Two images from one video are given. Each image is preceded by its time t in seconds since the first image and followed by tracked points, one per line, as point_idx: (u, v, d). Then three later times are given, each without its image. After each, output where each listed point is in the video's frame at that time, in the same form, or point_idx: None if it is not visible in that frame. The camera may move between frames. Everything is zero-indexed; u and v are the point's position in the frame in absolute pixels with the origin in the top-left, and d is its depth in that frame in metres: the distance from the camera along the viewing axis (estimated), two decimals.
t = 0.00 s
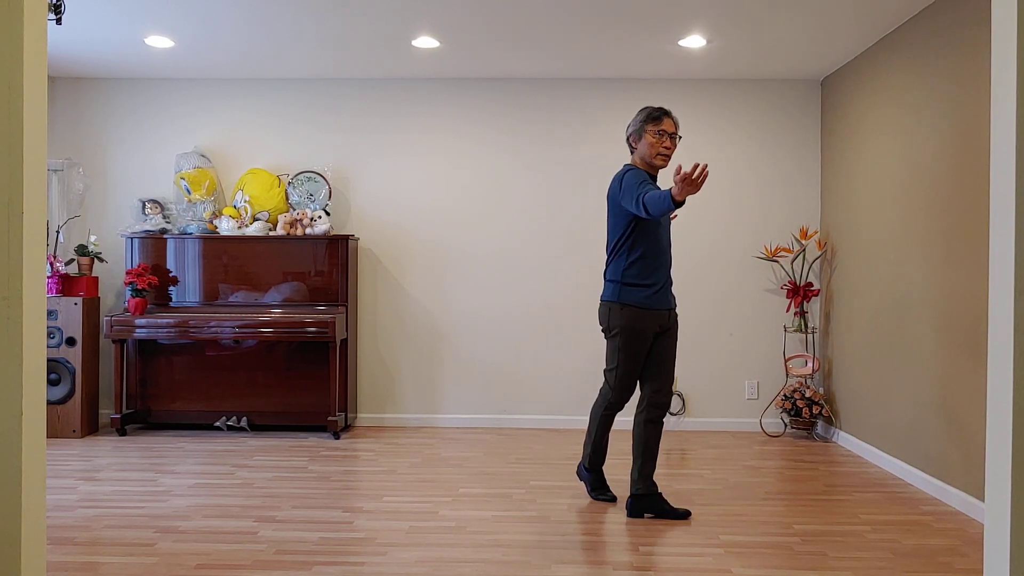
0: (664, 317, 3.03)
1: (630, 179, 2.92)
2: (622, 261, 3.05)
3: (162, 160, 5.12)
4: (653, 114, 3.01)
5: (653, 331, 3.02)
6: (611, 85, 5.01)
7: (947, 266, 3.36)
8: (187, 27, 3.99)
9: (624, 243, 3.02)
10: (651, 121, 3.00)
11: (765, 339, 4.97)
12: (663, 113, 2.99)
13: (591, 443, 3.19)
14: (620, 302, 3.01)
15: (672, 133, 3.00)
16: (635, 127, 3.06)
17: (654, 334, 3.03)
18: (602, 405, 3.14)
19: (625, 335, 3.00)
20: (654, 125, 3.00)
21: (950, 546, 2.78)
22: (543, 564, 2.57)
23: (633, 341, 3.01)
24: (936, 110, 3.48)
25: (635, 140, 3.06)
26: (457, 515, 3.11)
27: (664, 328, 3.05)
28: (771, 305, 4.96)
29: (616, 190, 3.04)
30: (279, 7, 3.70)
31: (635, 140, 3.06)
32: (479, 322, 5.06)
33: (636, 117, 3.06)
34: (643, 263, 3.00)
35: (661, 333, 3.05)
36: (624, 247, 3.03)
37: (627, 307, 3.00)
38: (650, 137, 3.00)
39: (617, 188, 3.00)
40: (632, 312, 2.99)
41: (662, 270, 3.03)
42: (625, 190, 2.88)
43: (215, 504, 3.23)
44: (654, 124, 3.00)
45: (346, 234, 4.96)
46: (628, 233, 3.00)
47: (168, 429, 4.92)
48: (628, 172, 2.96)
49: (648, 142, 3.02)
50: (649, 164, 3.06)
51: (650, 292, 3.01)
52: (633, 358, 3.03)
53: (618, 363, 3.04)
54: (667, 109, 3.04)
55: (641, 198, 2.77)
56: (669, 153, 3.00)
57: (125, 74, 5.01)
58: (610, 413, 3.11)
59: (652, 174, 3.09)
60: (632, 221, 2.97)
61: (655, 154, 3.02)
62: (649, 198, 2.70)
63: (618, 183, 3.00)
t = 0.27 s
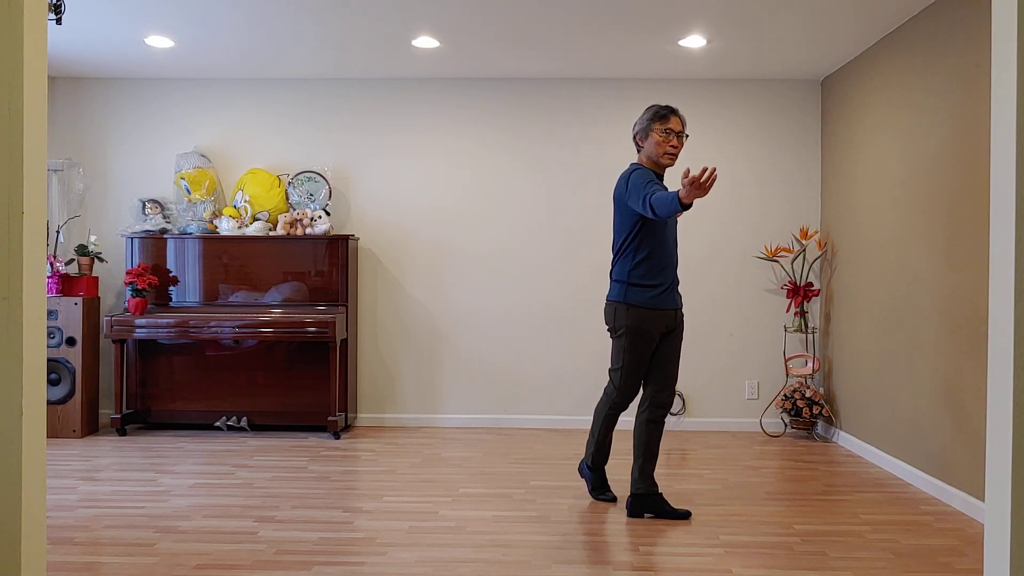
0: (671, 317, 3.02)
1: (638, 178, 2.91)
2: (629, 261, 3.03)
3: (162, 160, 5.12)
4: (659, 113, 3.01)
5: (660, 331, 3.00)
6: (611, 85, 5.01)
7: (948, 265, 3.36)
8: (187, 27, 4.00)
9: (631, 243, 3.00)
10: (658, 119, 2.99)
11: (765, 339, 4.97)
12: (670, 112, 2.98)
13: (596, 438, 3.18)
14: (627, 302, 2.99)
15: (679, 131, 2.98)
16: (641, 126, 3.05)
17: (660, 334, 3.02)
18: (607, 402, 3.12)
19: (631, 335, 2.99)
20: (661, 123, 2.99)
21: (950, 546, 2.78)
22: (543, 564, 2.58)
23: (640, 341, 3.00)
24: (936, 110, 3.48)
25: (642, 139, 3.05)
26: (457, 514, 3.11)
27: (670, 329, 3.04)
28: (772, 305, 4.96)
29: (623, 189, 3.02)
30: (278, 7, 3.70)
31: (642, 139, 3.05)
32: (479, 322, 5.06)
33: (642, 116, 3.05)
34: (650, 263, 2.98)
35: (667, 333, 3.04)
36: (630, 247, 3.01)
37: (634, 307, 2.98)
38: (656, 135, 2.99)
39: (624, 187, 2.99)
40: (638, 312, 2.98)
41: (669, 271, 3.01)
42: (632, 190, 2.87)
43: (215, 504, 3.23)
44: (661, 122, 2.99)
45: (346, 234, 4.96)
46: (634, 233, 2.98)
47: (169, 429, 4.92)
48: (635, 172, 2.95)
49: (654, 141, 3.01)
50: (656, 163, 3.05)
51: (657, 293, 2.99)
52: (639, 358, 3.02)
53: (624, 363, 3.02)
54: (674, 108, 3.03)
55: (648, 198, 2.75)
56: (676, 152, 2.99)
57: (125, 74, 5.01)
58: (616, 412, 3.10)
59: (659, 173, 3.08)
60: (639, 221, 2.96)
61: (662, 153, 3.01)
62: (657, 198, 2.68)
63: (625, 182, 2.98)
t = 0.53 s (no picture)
0: (674, 318, 3.02)
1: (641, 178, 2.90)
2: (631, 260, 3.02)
3: (162, 160, 5.11)
4: (662, 112, 3.00)
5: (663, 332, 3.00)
6: (611, 85, 5.01)
7: (948, 265, 3.36)
8: (187, 27, 3.99)
9: (633, 243, 2.99)
10: (660, 119, 2.99)
11: (765, 339, 4.97)
12: (673, 111, 2.98)
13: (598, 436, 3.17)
14: (629, 303, 2.98)
15: (681, 131, 2.98)
16: (643, 126, 3.05)
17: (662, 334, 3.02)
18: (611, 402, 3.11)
19: (634, 335, 2.98)
20: (664, 123, 2.99)
21: (950, 546, 2.78)
22: (543, 564, 2.57)
23: (643, 342, 2.99)
24: (935, 110, 3.48)
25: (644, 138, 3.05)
26: (457, 514, 3.11)
27: (673, 329, 3.03)
28: (771, 305, 4.95)
29: (624, 190, 3.01)
30: (278, 7, 3.70)
31: (645, 139, 3.05)
32: (479, 322, 5.06)
33: (645, 115, 3.05)
34: (653, 264, 2.97)
35: (669, 333, 3.04)
36: (633, 248, 3.00)
37: (637, 308, 2.97)
38: (659, 135, 2.99)
39: (626, 187, 2.98)
40: (641, 313, 2.97)
41: (672, 270, 3.01)
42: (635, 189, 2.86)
43: (215, 504, 3.23)
44: (664, 122, 2.99)
45: (346, 234, 4.96)
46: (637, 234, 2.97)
47: (168, 429, 4.92)
48: (638, 172, 2.94)
49: (656, 140, 3.00)
50: (658, 163, 3.04)
51: (659, 293, 2.98)
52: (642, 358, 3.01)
53: (628, 363, 3.02)
54: (676, 108, 3.03)
55: (651, 197, 2.75)
56: (678, 151, 2.99)
57: (125, 74, 5.01)
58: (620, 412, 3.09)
59: (661, 173, 3.07)
60: (641, 221, 2.95)
61: (664, 153, 3.00)
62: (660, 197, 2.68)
63: (627, 182, 2.98)
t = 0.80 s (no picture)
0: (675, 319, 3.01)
1: (641, 179, 2.90)
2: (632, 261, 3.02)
3: (162, 160, 5.11)
4: (663, 111, 2.99)
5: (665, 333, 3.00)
6: (611, 85, 5.01)
7: (948, 265, 3.36)
8: (188, 27, 3.99)
9: (635, 244, 2.99)
10: (662, 118, 2.98)
11: (765, 339, 4.97)
12: (674, 111, 2.97)
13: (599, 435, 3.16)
14: (631, 304, 2.98)
15: (682, 130, 2.98)
16: (645, 125, 3.04)
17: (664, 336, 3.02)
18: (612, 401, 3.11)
19: (636, 336, 2.98)
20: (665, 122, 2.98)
21: (950, 546, 2.78)
22: (543, 564, 2.57)
23: (645, 342, 2.99)
24: (935, 111, 3.49)
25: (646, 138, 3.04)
26: (457, 515, 3.11)
27: (675, 329, 3.03)
28: (771, 305, 4.95)
29: (626, 190, 3.01)
30: (278, 7, 3.70)
31: (646, 138, 3.04)
32: (478, 322, 5.06)
33: (647, 114, 3.04)
34: (654, 264, 2.97)
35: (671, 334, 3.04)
36: (634, 249, 3.00)
37: (638, 309, 2.97)
38: (661, 134, 2.98)
39: (627, 188, 2.98)
40: (643, 314, 2.97)
41: (673, 271, 3.00)
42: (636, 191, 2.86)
43: (215, 504, 3.23)
44: (666, 121, 2.98)
45: (346, 234, 4.96)
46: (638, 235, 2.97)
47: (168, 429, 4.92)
48: (639, 173, 2.94)
49: (658, 139, 3.00)
50: (659, 162, 3.04)
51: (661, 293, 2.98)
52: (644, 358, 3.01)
53: (631, 363, 3.01)
54: (677, 106, 3.01)
55: (654, 198, 2.74)
56: (680, 151, 2.99)
57: (125, 74, 5.01)
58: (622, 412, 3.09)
59: (663, 172, 3.07)
60: (642, 222, 2.95)
61: (666, 153, 3.00)
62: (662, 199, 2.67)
63: (628, 183, 2.98)
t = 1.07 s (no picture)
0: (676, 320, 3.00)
1: (646, 182, 2.90)
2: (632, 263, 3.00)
3: (162, 160, 5.12)
4: (671, 112, 2.99)
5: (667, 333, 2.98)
6: (610, 85, 5.01)
7: (948, 266, 3.36)
8: (188, 27, 3.99)
9: (636, 246, 2.97)
10: (671, 119, 2.97)
11: (765, 339, 4.97)
12: (682, 111, 2.98)
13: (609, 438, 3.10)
14: (632, 306, 2.96)
15: (690, 130, 2.99)
16: (651, 126, 3.01)
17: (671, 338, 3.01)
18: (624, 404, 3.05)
19: (642, 337, 2.95)
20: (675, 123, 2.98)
21: (950, 546, 2.78)
22: (543, 564, 2.58)
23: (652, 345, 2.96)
24: (936, 111, 3.48)
25: (653, 139, 3.02)
26: (457, 514, 3.11)
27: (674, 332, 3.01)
28: (771, 305, 4.96)
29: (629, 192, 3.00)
30: (278, 7, 3.70)
31: (654, 139, 3.01)
32: (478, 321, 5.06)
33: (653, 115, 3.02)
34: (655, 266, 2.96)
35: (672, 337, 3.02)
36: (635, 250, 2.99)
37: (640, 310, 2.96)
38: (673, 134, 2.97)
39: (631, 189, 2.97)
40: (645, 315, 2.95)
41: (675, 273, 2.99)
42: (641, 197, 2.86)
43: (215, 504, 3.23)
44: (676, 122, 2.98)
45: (346, 234, 4.96)
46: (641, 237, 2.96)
47: (168, 429, 4.92)
48: (643, 176, 2.93)
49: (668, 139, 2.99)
50: (669, 162, 3.03)
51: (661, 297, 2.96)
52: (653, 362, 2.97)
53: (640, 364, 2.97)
54: (679, 106, 3.03)
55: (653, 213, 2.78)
56: (690, 150, 3.01)
57: (125, 74, 5.01)
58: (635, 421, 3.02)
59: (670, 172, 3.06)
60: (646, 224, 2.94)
61: (678, 152, 3.00)
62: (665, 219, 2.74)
63: (632, 185, 2.97)
